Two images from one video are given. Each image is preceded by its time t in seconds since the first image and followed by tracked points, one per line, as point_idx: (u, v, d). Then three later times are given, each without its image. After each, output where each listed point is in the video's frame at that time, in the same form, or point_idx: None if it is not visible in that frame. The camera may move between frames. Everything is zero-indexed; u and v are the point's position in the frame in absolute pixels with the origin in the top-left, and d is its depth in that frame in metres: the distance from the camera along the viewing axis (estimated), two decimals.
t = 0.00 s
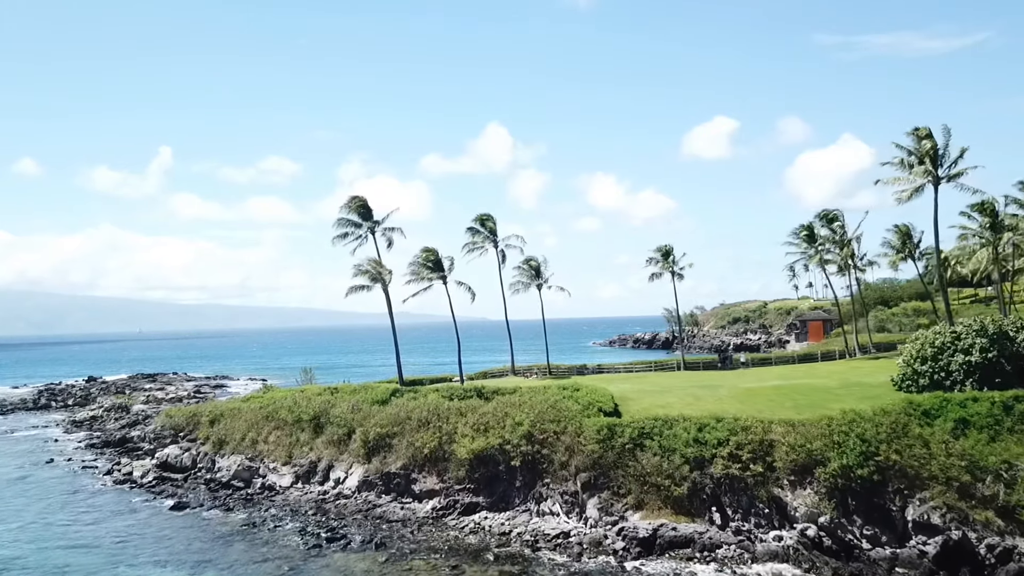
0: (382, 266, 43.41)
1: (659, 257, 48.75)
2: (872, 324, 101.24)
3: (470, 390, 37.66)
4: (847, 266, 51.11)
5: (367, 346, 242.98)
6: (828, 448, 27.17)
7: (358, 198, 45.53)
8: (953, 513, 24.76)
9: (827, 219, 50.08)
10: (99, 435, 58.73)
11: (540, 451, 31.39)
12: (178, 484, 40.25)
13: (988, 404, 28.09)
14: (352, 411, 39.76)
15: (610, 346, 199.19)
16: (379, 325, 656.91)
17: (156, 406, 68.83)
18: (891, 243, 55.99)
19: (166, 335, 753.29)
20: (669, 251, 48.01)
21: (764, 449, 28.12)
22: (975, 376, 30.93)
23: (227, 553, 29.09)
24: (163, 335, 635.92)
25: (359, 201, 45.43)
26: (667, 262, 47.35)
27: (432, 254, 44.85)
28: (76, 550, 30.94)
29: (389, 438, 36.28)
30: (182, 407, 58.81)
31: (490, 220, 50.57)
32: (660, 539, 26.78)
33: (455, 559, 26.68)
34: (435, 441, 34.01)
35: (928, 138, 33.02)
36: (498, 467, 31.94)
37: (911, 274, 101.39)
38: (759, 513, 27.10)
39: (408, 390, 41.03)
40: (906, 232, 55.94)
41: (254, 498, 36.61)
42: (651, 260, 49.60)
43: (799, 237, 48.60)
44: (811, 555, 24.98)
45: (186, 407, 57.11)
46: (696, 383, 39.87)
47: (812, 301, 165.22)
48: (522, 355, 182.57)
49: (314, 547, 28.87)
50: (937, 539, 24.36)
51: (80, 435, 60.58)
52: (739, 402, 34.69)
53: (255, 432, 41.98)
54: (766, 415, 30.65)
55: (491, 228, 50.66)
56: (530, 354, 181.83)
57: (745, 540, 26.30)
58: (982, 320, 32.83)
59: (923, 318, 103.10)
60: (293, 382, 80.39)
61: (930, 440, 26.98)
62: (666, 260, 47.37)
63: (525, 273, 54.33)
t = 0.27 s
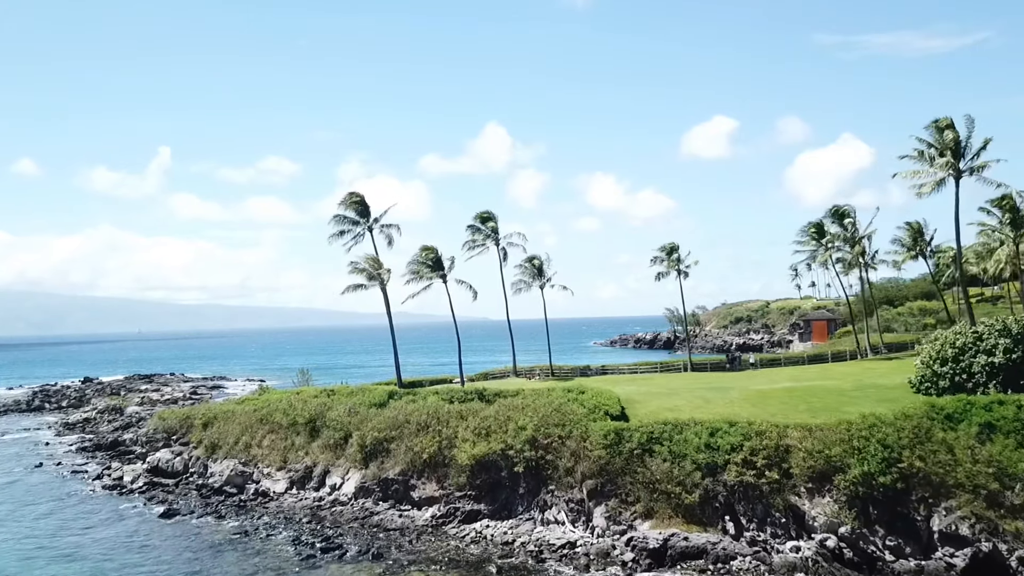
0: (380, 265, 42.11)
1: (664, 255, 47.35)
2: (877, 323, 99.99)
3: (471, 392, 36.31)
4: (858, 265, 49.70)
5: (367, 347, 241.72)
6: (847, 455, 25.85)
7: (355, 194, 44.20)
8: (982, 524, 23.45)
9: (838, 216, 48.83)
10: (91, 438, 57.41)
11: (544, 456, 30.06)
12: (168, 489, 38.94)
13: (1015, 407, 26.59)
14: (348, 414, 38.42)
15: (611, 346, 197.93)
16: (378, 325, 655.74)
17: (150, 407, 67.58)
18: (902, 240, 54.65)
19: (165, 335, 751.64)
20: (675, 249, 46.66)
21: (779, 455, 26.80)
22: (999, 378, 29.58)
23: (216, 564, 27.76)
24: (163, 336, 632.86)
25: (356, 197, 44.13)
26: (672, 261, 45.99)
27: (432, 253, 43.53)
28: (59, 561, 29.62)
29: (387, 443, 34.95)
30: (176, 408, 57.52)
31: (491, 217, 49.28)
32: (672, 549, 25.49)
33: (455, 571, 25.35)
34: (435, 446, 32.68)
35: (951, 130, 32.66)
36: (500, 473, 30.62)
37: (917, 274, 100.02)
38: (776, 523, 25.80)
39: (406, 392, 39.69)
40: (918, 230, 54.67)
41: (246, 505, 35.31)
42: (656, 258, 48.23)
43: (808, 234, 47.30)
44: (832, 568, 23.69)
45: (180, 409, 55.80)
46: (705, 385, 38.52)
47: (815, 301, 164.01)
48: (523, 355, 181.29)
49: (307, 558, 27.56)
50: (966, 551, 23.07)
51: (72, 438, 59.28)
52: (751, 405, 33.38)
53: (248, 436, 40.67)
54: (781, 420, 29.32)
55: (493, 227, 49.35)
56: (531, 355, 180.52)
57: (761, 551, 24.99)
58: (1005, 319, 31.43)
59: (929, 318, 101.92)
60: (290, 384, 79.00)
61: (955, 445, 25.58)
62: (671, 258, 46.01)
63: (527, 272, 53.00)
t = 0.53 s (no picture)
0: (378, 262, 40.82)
1: (669, 253, 45.95)
2: (883, 322, 98.82)
3: (472, 394, 34.99)
4: (869, 262, 48.45)
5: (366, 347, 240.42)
6: (869, 461, 24.54)
7: (351, 189, 42.86)
8: (1015, 535, 22.11)
9: (849, 212, 47.64)
10: (83, 441, 56.06)
11: (549, 462, 28.75)
12: (159, 495, 37.60)
13: None
14: (345, 417, 37.09)
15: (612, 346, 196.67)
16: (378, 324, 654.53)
17: (144, 409, 66.26)
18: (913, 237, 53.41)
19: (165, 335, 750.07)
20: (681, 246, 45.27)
21: (797, 461, 25.50)
22: None
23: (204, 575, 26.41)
24: (162, 335, 631.44)
25: (352, 192, 42.79)
26: (678, 258, 44.61)
27: (431, 249, 42.21)
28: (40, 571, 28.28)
29: (385, 447, 33.63)
30: (170, 410, 56.15)
31: (493, 214, 47.93)
32: (684, 561, 24.19)
33: None
34: (434, 450, 31.36)
35: (975, 121, 32.14)
36: (503, 479, 29.30)
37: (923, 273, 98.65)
38: (794, 532, 24.48)
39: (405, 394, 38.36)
40: (929, 226, 53.48)
41: (238, 512, 33.97)
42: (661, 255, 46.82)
43: (818, 230, 46.06)
44: None
45: (174, 411, 54.45)
46: (714, 387, 37.20)
47: (818, 300, 162.72)
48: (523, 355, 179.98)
49: (300, 569, 26.23)
50: (998, 565, 21.76)
51: (63, 440, 57.93)
52: (764, 408, 32.09)
53: (242, 439, 39.33)
54: (797, 424, 28.01)
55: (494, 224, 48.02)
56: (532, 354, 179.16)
57: (778, 562, 23.68)
58: None
59: (935, 317, 100.78)
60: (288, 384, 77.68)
61: (983, 450, 24.15)
62: (677, 256, 44.64)
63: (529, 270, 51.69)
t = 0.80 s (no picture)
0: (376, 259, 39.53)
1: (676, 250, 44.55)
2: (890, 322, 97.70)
3: (474, 397, 33.66)
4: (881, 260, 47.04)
5: (366, 347, 238.94)
6: (894, 468, 23.22)
7: (348, 185, 41.64)
8: None
9: (860, 208, 46.22)
10: (75, 443, 54.74)
11: (554, 469, 27.44)
12: (149, 501, 36.31)
13: None
14: (341, 420, 35.78)
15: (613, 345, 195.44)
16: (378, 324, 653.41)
17: (139, 410, 64.93)
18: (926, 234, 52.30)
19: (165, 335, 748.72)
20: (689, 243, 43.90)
21: (816, 468, 24.19)
22: None
23: None
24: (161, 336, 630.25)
25: (349, 187, 41.55)
26: (685, 255, 43.25)
27: (431, 246, 40.92)
28: None
29: (383, 451, 32.33)
30: (164, 412, 54.89)
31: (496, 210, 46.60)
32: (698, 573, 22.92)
33: None
34: (434, 455, 30.07)
35: (1003, 111, 31.48)
36: (506, 486, 27.99)
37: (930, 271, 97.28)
38: (814, 544, 23.15)
39: (404, 396, 37.05)
40: (942, 224, 52.31)
41: (231, 519, 32.68)
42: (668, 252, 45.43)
43: (830, 226, 44.68)
44: None
45: (168, 412, 53.21)
46: (724, 388, 35.86)
47: (822, 299, 161.58)
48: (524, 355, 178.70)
49: None
50: None
51: (55, 443, 56.61)
52: (779, 411, 30.79)
53: (235, 443, 38.03)
54: (815, 428, 26.68)
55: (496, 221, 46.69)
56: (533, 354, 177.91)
57: None
58: None
59: (943, 316, 99.76)
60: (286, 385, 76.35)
61: (1014, 456, 22.74)
62: (685, 252, 43.28)
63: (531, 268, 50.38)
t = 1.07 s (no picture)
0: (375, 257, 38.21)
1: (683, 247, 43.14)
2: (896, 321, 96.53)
3: (476, 399, 32.36)
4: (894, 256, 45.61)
5: (365, 347, 237.59)
6: (922, 476, 21.92)
7: (345, 179, 40.36)
8: None
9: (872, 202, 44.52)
10: (67, 446, 53.48)
11: (560, 475, 26.14)
12: (139, 507, 34.99)
13: None
14: (338, 424, 34.47)
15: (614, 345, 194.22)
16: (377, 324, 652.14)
17: (133, 412, 63.60)
18: (938, 231, 51.18)
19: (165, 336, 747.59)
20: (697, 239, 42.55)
21: (838, 475, 22.88)
22: None
23: None
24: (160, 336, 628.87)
25: (345, 182, 40.23)
26: (693, 252, 41.91)
27: (431, 242, 39.60)
28: None
29: (382, 457, 31.03)
30: (157, 414, 53.59)
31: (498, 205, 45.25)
32: None
33: None
34: (435, 461, 28.76)
35: None
36: (510, 493, 26.67)
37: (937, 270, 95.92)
38: (837, 556, 21.84)
39: (403, 398, 35.74)
40: (955, 221, 51.10)
41: (223, 527, 31.36)
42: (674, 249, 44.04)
43: (843, 221, 43.17)
44: None
45: (161, 415, 51.90)
46: (735, 391, 34.52)
47: (825, 298, 160.36)
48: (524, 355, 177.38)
49: None
50: None
51: (46, 446, 55.32)
52: (794, 414, 29.51)
53: (228, 447, 36.71)
54: (835, 433, 25.37)
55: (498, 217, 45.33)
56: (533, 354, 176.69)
57: None
58: None
59: (949, 315, 98.67)
60: (285, 387, 75.01)
61: None
62: (693, 249, 41.92)
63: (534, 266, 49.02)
